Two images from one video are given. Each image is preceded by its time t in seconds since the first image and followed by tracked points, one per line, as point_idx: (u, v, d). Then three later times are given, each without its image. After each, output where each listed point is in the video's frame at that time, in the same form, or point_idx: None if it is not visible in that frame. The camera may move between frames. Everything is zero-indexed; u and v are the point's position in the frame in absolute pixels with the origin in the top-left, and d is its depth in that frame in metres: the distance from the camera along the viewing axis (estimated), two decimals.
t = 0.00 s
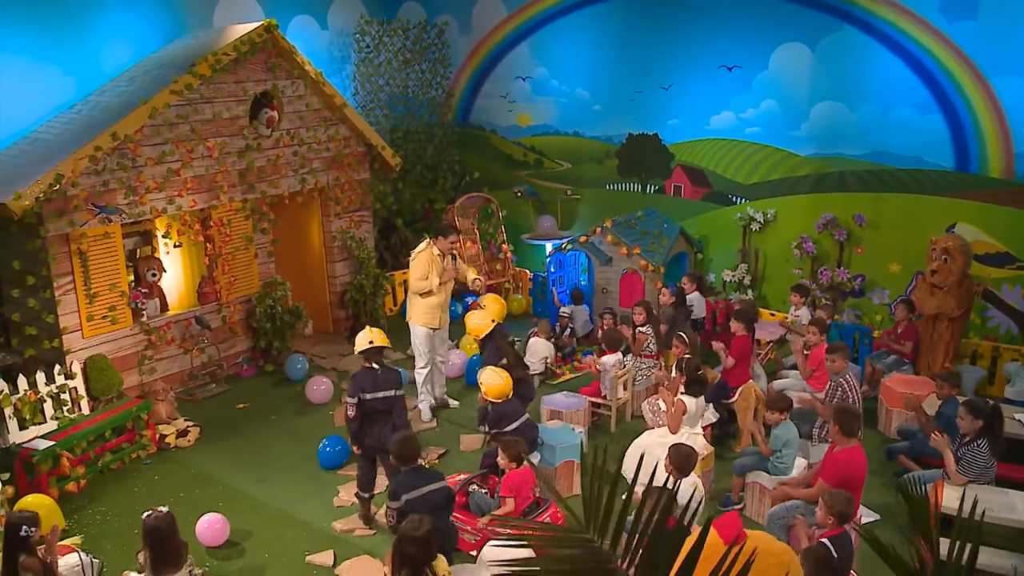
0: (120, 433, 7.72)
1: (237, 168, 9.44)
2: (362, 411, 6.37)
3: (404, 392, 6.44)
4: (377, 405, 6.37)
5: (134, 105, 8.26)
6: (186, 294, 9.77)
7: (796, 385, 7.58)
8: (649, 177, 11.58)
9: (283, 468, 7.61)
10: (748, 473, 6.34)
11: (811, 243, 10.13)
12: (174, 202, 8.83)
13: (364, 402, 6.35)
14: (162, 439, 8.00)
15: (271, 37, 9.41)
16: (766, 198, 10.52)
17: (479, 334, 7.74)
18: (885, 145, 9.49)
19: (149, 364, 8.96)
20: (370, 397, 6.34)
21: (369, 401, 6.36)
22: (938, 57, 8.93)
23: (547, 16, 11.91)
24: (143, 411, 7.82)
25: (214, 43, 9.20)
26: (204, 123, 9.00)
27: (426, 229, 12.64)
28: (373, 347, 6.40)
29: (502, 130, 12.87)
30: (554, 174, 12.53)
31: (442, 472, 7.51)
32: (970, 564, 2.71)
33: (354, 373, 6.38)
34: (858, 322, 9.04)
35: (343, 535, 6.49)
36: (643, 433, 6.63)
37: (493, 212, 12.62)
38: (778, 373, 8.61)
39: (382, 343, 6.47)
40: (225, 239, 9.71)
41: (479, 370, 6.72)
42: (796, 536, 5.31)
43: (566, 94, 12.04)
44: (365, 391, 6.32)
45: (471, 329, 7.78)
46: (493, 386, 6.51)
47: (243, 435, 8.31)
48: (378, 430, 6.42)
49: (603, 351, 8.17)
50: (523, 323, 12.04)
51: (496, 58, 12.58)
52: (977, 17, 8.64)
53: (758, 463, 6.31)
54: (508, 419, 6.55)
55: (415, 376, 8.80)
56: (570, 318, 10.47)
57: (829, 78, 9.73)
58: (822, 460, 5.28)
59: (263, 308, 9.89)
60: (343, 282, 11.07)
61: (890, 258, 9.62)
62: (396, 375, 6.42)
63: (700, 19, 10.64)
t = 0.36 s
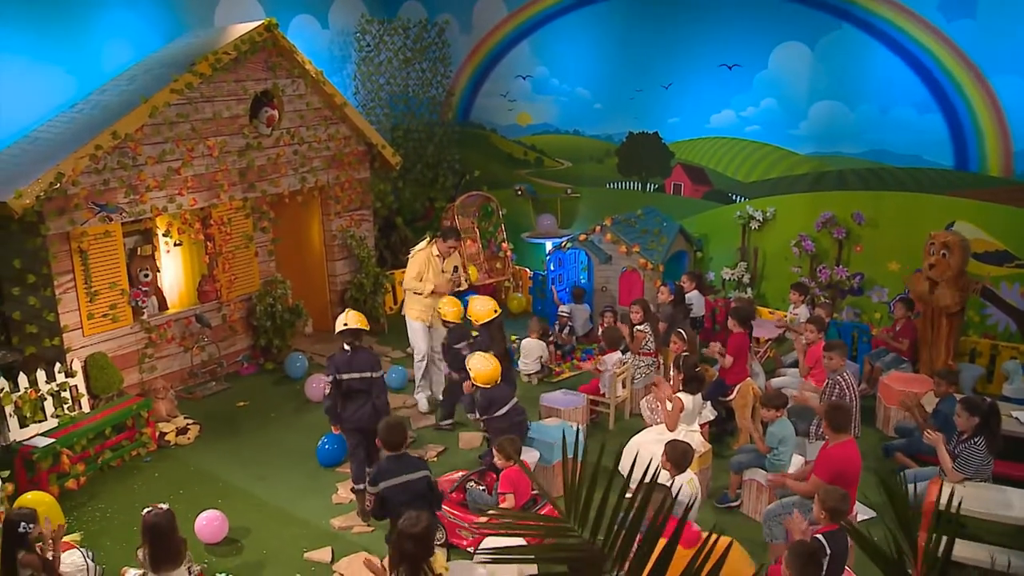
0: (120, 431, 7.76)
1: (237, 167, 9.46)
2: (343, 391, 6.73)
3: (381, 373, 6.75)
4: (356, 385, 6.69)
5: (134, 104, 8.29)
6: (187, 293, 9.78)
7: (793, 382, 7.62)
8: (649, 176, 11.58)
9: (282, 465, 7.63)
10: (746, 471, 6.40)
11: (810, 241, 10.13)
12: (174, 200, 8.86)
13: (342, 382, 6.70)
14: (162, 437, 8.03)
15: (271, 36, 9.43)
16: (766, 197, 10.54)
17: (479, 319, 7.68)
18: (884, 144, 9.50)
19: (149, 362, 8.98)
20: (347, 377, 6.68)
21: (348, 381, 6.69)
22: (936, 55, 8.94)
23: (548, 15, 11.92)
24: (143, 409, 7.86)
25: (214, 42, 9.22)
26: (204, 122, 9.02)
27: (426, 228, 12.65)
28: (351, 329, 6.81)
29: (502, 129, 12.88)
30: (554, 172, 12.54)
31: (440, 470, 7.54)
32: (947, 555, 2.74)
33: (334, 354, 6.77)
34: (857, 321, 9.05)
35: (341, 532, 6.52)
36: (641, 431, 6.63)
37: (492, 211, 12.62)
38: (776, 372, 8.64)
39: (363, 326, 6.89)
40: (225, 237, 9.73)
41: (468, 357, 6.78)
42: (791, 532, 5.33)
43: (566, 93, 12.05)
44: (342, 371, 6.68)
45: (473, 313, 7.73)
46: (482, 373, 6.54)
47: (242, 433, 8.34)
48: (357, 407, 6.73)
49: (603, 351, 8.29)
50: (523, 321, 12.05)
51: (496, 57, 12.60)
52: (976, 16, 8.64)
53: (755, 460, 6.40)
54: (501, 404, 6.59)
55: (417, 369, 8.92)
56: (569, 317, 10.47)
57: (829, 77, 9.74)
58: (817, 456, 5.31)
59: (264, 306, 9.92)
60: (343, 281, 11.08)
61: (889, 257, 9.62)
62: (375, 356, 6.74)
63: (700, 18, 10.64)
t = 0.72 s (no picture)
0: (112, 429, 7.77)
1: (230, 165, 9.46)
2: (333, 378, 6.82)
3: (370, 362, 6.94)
4: (346, 372, 6.82)
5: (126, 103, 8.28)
6: (180, 291, 9.79)
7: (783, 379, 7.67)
8: (642, 173, 11.61)
9: (275, 463, 7.64)
10: (736, 467, 6.45)
11: (802, 238, 10.15)
12: (167, 199, 8.85)
13: (334, 371, 6.80)
14: (154, 435, 8.04)
15: (263, 35, 9.43)
16: (758, 194, 10.57)
17: (467, 308, 7.88)
18: (876, 141, 9.54)
19: (142, 361, 8.98)
20: (338, 367, 6.79)
21: (339, 370, 6.80)
22: (927, 52, 8.98)
23: (541, 13, 11.94)
24: (136, 408, 7.86)
25: (206, 40, 9.21)
26: (196, 121, 9.02)
27: (420, 227, 12.66)
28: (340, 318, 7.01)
29: (495, 127, 12.89)
30: (547, 170, 12.56)
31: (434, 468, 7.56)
32: (926, 547, 2.73)
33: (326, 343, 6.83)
34: (848, 318, 9.11)
35: (334, 530, 6.53)
36: (633, 428, 6.65)
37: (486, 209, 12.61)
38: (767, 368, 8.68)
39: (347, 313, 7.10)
40: (218, 236, 9.72)
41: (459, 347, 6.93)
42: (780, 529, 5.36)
43: (559, 91, 12.07)
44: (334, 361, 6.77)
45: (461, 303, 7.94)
46: (471, 363, 6.70)
47: (235, 432, 8.34)
48: (347, 394, 6.89)
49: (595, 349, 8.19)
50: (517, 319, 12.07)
51: (489, 56, 12.61)
52: (966, 13, 8.69)
53: (747, 456, 6.43)
54: (485, 395, 6.76)
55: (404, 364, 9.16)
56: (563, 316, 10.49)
57: (820, 74, 9.77)
58: (808, 452, 5.34)
59: (257, 305, 9.93)
60: (336, 279, 11.08)
61: (880, 254, 9.66)
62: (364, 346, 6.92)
63: (692, 16, 10.67)
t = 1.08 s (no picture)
0: (110, 428, 7.76)
1: (227, 164, 9.45)
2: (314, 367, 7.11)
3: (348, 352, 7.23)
4: (326, 363, 7.13)
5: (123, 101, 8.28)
6: (178, 291, 9.79)
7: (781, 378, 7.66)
8: (639, 172, 11.61)
9: (273, 463, 7.64)
10: (734, 466, 6.47)
11: (800, 238, 10.15)
12: (164, 198, 8.85)
13: (315, 360, 7.10)
14: (152, 434, 8.03)
15: (261, 34, 9.42)
16: (756, 194, 10.58)
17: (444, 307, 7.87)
18: (875, 140, 9.55)
19: (139, 360, 8.96)
20: (318, 356, 7.08)
21: (319, 359, 7.10)
22: (925, 52, 8.99)
23: (539, 12, 11.93)
24: (133, 407, 7.86)
25: (204, 40, 9.20)
26: (194, 120, 9.01)
27: (418, 226, 12.65)
28: (320, 311, 7.18)
29: (493, 126, 12.88)
30: (545, 170, 12.56)
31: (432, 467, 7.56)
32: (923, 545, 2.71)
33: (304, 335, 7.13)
34: (846, 317, 9.11)
35: (332, 529, 6.54)
36: (630, 427, 6.65)
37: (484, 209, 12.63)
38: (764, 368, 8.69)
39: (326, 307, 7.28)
40: (216, 236, 9.71)
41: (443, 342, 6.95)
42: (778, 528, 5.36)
43: (557, 90, 12.06)
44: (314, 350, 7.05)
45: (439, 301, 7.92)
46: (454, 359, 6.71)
47: (233, 431, 8.34)
48: (327, 383, 7.24)
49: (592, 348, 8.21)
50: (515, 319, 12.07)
51: (487, 55, 12.60)
52: (964, 13, 8.70)
53: (745, 455, 6.44)
54: (467, 391, 6.79)
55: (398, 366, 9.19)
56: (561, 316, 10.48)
57: (818, 74, 9.78)
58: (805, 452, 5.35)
59: (255, 304, 9.92)
60: (334, 278, 11.07)
61: (878, 254, 9.67)
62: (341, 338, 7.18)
63: (690, 15, 10.67)
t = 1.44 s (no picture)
0: (113, 428, 7.75)
1: (231, 164, 9.45)
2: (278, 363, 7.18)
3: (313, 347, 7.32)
4: (291, 358, 7.18)
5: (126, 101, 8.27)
6: (181, 290, 9.79)
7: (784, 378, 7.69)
8: (642, 172, 11.60)
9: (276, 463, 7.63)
10: (739, 468, 6.45)
11: (804, 238, 10.13)
12: (167, 198, 8.84)
13: (278, 355, 7.15)
14: (154, 434, 8.03)
15: (264, 34, 9.42)
16: (759, 194, 10.56)
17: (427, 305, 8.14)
18: (879, 140, 9.53)
19: (142, 360, 8.96)
20: (282, 351, 7.14)
21: (283, 355, 7.15)
22: (929, 51, 8.97)
23: (542, 11, 11.92)
24: (136, 406, 7.86)
25: (207, 39, 9.20)
26: (197, 119, 9.00)
27: (420, 226, 12.64)
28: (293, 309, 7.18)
29: (496, 126, 12.86)
30: (548, 170, 12.54)
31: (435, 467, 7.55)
32: (936, 550, 2.68)
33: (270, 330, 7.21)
34: (850, 318, 9.09)
35: (334, 529, 6.53)
36: (634, 428, 6.65)
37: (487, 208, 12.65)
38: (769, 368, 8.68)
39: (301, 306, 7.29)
40: (218, 235, 9.71)
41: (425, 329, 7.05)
42: (782, 530, 5.35)
43: (560, 90, 12.05)
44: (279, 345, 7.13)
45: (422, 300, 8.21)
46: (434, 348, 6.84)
47: (235, 430, 8.34)
48: (290, 375, 7.28)
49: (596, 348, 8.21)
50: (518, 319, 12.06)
51: (490, 55, 12.59)
52: (968, 12, 8.68)
53: (749, 456, 6.42)
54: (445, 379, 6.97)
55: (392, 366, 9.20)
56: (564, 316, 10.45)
57: (822, 73, 9.76)
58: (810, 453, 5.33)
59: (257, 304, 9.92)
60: (337, 278, 11.08)
61: (882, 254, 9.65)
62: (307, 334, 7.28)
63: (693, 15, 10.66)
